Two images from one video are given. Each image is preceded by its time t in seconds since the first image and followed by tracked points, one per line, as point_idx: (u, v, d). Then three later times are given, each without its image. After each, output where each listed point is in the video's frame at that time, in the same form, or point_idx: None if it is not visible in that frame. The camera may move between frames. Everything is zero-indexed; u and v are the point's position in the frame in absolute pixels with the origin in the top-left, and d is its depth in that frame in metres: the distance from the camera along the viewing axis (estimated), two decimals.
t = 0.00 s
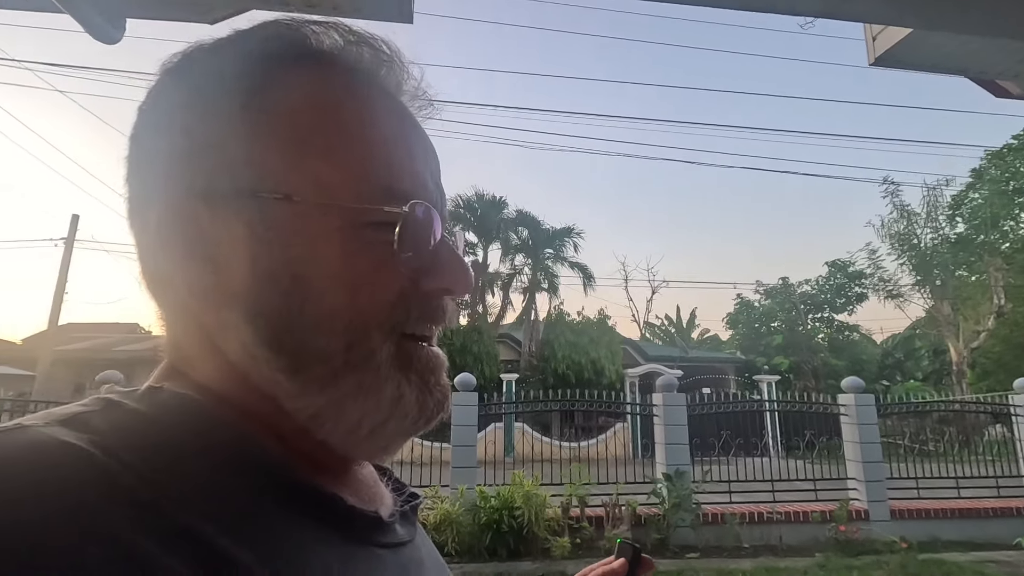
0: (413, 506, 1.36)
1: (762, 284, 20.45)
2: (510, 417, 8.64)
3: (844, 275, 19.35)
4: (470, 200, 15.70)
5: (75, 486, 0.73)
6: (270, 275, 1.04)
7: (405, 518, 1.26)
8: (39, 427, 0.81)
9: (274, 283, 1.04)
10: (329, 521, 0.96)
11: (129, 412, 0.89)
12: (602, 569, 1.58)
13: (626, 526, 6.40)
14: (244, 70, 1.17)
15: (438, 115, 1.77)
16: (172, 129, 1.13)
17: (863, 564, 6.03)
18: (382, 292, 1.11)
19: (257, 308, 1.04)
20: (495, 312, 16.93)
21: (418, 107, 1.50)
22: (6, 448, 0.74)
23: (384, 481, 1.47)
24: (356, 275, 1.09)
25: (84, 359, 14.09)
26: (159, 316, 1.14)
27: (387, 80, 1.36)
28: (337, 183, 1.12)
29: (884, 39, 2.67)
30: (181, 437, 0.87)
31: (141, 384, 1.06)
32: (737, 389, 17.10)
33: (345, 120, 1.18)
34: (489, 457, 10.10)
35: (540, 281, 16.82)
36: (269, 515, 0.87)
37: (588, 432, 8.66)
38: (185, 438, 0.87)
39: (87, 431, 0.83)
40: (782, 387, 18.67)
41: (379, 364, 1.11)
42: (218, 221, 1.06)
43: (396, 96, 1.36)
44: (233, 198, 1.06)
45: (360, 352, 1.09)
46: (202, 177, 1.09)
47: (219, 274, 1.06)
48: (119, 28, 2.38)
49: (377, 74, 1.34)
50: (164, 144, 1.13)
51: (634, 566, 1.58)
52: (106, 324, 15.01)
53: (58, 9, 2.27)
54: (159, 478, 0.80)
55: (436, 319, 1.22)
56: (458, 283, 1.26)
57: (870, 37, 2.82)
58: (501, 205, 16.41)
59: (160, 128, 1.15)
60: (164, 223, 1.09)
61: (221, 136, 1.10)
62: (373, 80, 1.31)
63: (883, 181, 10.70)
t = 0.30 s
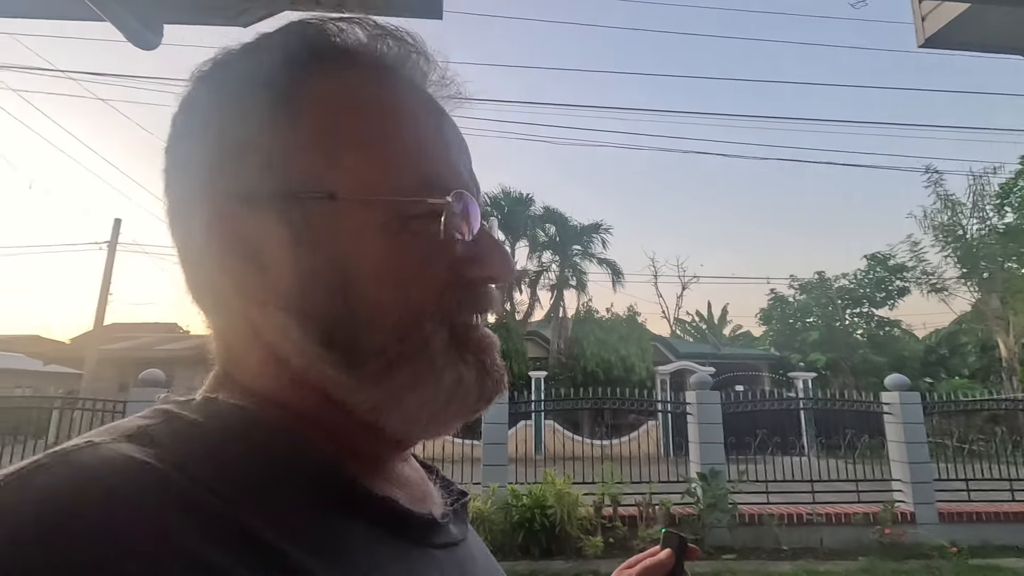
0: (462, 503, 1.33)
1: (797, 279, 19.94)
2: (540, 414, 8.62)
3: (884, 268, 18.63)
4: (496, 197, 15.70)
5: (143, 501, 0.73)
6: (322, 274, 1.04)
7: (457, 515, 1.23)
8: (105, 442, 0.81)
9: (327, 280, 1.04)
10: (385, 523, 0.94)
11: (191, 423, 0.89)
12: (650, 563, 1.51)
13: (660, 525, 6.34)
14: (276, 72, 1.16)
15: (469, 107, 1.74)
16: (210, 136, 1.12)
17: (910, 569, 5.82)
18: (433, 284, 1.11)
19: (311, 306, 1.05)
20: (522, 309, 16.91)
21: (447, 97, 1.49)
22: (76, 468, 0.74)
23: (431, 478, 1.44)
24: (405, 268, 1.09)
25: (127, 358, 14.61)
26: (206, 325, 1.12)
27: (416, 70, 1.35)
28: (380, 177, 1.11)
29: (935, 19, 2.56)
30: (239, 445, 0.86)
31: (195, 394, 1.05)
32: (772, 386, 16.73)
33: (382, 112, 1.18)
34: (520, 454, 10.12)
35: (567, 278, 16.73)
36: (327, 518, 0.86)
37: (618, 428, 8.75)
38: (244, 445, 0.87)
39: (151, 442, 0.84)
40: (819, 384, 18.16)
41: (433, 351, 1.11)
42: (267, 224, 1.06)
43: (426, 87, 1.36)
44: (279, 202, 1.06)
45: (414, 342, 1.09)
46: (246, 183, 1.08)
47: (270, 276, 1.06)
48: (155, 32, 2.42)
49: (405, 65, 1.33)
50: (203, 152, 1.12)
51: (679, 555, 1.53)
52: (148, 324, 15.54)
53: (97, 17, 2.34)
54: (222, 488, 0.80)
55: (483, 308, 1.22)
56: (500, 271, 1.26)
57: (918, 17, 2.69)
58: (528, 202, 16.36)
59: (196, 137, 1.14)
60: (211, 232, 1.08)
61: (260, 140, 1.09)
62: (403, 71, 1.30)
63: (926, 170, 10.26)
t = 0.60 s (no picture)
0: (477, 513, 1.30)
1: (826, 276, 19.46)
2: (563, 414, 8.59)
3: (918, 264, 18.08)
4: (518, 196, 15.67)
5: (172, 525, 0.72)
6: (381, 273, 1.02)
7: (474, 528, 1.21)
8: (137, 469, 0.80)
9: (388, 276, 1.03)
10: (409, 536, 0.92)
11: (215, 442, 0.88)
12: (651, 563, 1.46)
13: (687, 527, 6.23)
14: (313, 86, 1.14)
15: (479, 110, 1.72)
16: (249, 143, 1.07)
17: None
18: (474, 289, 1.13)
19: (369, 306, 1.02)
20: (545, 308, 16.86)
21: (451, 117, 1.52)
22: (106, 497, 0.73)
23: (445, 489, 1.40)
24: (454, 266, 1.09)
25: (161, 357, 15.01)
26: (240, 339, 1.04)
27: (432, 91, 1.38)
28: (425, 181, 1.12)
29: (976, 6, 2.45)
30: (264, 463, 0.85)
31: (215, 415, 1.01)
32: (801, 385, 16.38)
33: (415, 126, 1.19)
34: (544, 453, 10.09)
35: (590, 276, 16.61)
36: (351, 532, 0.85)
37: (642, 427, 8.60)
38: (271, 462, 0.85)
39: (182, 468, 0.83)
40: (850, 383, 17.70)
41: (476, 348, 1.12)
42: (322, 226, 1.01)
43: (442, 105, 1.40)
44: (334, 205, 1.02)
45: (463, 337, 1.10)
46: (296, 185, 1.03)
47: (327, 276, 1.01)
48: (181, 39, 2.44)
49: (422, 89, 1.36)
50: (241, 161, 1.06)
51: (681, 556, 1.47)
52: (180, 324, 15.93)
53: (126, 24, 2.35)
54: (248, 509, 0.79)
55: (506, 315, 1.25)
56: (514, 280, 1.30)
57: (961, 3, 2.59)
58: (550, 200, 16.32)
59: (231, 145, 1.08)
60: (254, 234, 1.01)
61: (310, 145, 1.06)
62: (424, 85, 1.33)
63: (963, 162, 9.91)
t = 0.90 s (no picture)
0: (431, 546, 1.27)
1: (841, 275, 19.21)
2: (574, 415, 8.51)
3: (937, 262, 17.75)
4: (529, 195, 15.64)
5: (99, 559, 0.69)
6: (344, 296, 0.98)
7: (427, 562, 1.17)
8: (65, 500, 0.77)
9: (352, 298, 0.99)
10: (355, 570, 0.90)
11: (153, 474, 0.84)
12: None
13: (699, 532, 6.14)
14: (280, 109, 1.12)
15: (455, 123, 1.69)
16: (213, 164, 1.04)
17: None
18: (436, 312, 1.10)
19: (331, 328, 0.98)
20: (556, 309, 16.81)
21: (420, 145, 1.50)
22: (28, 531, 0.70)
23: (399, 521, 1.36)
24: (418, 292, 1.06)
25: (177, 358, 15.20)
26: (195, 365, 0.99)
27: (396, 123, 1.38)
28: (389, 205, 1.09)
29: None
30: (205, 496, 0.82)
31: (158, 443, 0.97)
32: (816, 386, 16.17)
33: (380, 152, 1.17)
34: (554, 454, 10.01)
35: (601, 276, 16.51)
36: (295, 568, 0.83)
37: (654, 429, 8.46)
38: (213, 496, 0.83)
39: (116, 499, 0.79)
40: (866, 384, 17.43)
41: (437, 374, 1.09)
42: (285, 247, 0.97)
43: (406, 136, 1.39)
44: (298, 227, 0.98)
45: (423, 361, 1.06)
46: (258, 206, 0.99)
47: (289, 299, 0.97)
48: (182, 40, 2.42)
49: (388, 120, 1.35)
50: (203, 182, 1.02)
51: None
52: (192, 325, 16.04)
53: (127, 27, 2.35)
54: (186, 544, 0.76)
55: (466, 342, 1.23)
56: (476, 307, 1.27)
57: None
58: (560, 200, 16.28)
59: (193, 166, 1.05)
60: (214, 257, 0.98)
61: (275, 168, 1.03)
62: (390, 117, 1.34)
63: (985, 158, 9.73)
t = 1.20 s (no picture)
0: (397, 533, 1.25)
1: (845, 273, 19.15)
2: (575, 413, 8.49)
3: (942, 260, 17.67)
4: (532, 193, 15.63)
5: (35, 523, 0.67)
6: (303, 270, 0.97)
7: (392, 547, 1.16)
8: (7, 466, 0.74)
9: (311, 272, 0.98)
10: (313, 552, 0.89)
11: (103, 444, 0.82)
12: None
13: (701, 529, 6.12)
14: (246, 86, 1.11)
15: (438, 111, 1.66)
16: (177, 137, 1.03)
17: None
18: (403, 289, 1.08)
19: (292, 303, 0.97)
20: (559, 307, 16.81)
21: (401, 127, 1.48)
22: None
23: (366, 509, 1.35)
24: (382, 270, 1.04)
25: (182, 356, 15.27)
26: (157, 341, 0.99)
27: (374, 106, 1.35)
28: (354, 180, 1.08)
29: None
30: (155, 468, 0.81)
31: (113, 415, 0.95)
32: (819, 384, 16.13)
33: (349, 128, 1.16)
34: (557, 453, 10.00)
35: (604, 274, 16.47)
36: (247, 545, 0.81)
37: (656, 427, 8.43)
38: (162, 469, 0.81)
39: (61, 468, 0.77)
40: (870, 383, 17.38)
41: (404, 353, 1.08)
42: (244, 219, 0.97)
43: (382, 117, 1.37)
44: (256, 198, 0.98)
45: (388, 338, 1.05)
46: (220, 178, 0.99)
47: (247, 273, 0.96)
48: (180, 34, 2.40)
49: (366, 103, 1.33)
50: (164, 154, 1.02)
51: None
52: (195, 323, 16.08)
53: (124, 21, 2.35)
54: (132, 514, 0.74)
55: (438, 322, 1.21)
56: (451, 287, 1.25)
57: None
58: (563, 198, 16.27)
59: (156, 138, 1.04)
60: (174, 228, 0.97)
61: (236, 142, 1.02)
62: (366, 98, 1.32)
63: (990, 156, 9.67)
